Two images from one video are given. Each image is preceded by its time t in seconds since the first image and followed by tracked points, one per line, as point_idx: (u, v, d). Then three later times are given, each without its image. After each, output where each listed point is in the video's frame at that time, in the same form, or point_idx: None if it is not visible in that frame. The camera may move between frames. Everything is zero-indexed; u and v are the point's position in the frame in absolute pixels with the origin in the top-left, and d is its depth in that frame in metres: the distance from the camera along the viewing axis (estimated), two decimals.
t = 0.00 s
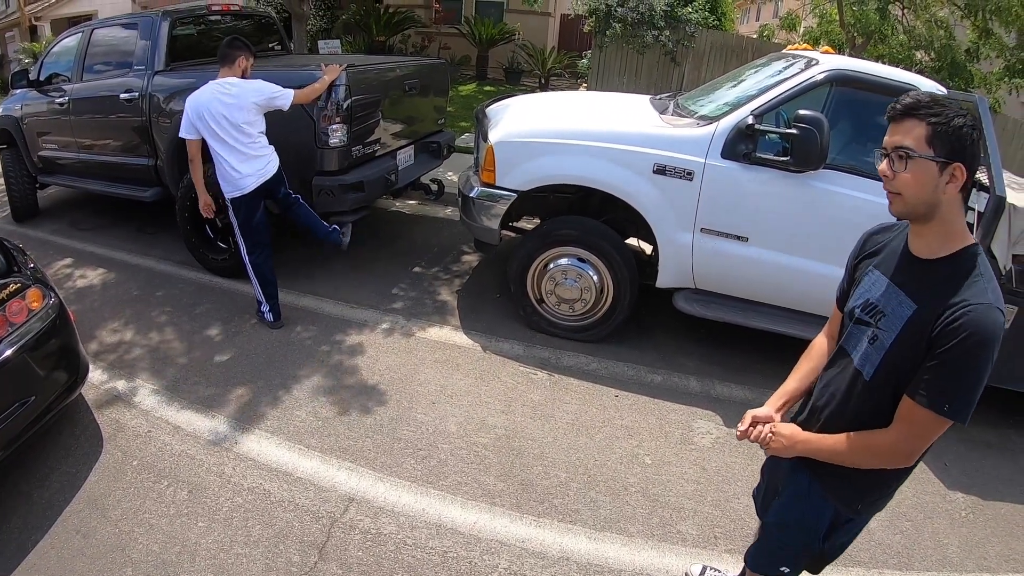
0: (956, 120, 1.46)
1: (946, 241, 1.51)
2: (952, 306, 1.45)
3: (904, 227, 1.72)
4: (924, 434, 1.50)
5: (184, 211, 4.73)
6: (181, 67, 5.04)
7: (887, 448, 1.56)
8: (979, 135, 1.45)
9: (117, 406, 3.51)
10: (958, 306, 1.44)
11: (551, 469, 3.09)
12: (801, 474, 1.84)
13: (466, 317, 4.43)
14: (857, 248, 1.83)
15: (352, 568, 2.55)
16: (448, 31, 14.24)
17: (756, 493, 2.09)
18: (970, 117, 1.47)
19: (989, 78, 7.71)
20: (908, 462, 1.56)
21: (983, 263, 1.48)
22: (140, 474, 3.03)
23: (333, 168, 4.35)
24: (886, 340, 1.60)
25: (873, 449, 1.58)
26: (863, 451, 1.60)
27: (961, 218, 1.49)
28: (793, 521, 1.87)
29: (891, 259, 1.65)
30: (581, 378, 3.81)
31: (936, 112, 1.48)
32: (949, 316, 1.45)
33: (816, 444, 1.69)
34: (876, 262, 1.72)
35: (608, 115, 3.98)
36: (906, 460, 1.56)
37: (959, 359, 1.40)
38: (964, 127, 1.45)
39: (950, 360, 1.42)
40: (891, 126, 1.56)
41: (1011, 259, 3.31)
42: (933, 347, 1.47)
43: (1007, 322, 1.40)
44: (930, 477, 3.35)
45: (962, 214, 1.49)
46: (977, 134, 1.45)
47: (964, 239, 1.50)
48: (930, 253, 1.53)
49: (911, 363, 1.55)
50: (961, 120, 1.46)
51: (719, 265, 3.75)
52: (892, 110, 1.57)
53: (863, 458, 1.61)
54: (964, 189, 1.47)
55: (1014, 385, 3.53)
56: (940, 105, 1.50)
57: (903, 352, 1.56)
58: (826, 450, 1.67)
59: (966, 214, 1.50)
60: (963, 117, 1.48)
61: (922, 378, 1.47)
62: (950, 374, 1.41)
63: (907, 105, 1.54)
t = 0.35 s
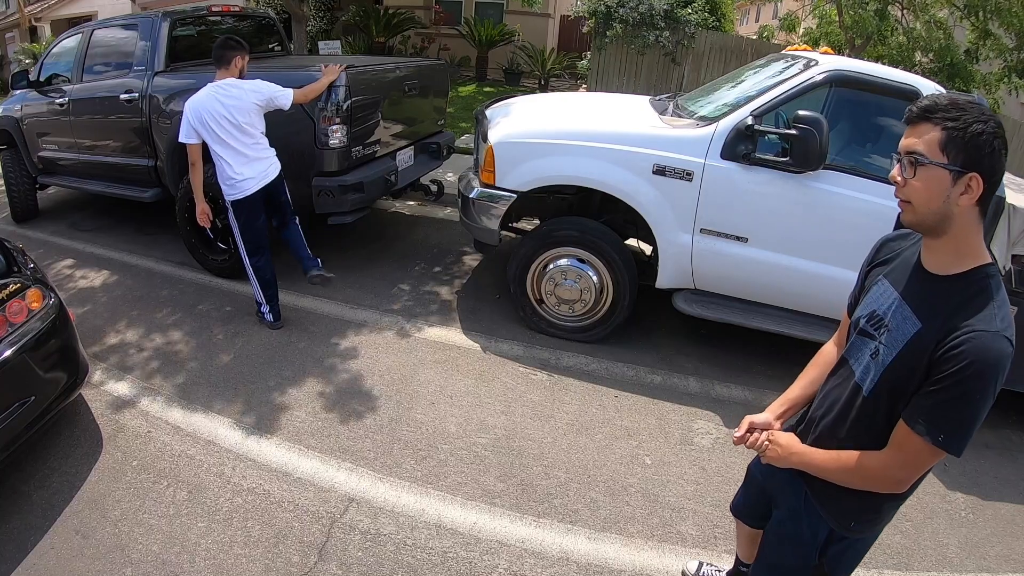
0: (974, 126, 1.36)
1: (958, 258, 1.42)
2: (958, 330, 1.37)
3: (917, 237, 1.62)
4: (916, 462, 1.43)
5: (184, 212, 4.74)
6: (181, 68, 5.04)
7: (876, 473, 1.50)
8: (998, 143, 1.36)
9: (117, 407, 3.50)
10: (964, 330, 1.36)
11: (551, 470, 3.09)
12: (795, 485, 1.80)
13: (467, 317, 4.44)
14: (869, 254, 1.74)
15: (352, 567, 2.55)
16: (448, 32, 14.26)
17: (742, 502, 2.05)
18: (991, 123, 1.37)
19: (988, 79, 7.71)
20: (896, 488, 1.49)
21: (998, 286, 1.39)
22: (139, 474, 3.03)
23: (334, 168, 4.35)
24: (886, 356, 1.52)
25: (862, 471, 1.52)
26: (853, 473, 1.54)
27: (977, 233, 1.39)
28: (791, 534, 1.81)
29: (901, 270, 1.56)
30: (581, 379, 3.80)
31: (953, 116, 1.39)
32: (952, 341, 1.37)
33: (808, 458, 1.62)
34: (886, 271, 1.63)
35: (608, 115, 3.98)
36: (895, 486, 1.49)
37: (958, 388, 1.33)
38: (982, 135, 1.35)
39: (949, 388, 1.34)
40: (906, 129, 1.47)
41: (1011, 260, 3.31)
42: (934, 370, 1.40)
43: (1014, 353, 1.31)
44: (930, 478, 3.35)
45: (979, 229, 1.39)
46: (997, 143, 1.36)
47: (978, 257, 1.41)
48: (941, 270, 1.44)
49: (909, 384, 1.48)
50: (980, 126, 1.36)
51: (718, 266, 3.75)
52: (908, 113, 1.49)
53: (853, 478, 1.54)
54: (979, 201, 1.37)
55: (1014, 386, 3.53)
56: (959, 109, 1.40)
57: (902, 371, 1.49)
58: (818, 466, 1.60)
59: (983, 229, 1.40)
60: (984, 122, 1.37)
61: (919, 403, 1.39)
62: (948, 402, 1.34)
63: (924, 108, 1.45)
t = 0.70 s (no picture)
0: (980, 126, 1.36)
1: (962, 260, 1.42)
2: (962, 336, 1.37)
3: (923, 239, 1.62)
4: (918, 470, 1.43)
5: (185, 210, 4.74)
6: (182, 66, 5.04)
7: (877, 480, 1.50)
8: (1006, 144, 1.35)
9: (118, 404, 3.51)
10: (968, 336, 1.36)
11: (551, 468, 3.10)
12: (792, 486, 1.81)
13: (467, 316, 4.44)
14: (872, 255, 1.74)
15: (352, 565, 2.56)
16: (449, 31, 14.27)
17: (748, 502, 2.07)
18: (998, 122, 1.37)
19: (991, 79, 7.68)
20: (897, 495, 1.49)
21: (1003, 291, 1.39)
22: (140, 471, 3.04)
23: (335, 167, 4.36)
24: (887, 359, 1.52)
25: (862, 479, 1.52)
26: (852, 481, 1.54)
27: (982, 235, 1.39)
28: (791, 534, 1.82)
29: (905, 272, 1.56)
30: (581, 377, 3.81)
31: (959, 115, 1.39)
32: (957, 346, 1.37)
33: (805, 466, 1.62)
34: (889, 272, 1.63)
35: (610, 114, 3.98)
36: (895, 494, 1.49)
37: (961, 395, 1.33)
38: (989, 135, 1.35)
39: (952, 395, 1.34)
40: (913, 128, 1.47)
41: (1011, 260, 3.31)
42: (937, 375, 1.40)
43: (1019, 361, 1.31)
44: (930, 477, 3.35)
45: (983, 230, 1.39)
46: (1005, 143, 1.35)
47: (982, 259, 1.40)
48: (946, 272, 1.44)
49: (911, 388, 1.48)
50: (987, 126, 1.36)
51: (719, 265, 3.75)
52: (915, 111, 1.49)
53: (851, 485, 1.55)
54: (984, 203, 1.37)
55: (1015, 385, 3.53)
56: (966, 108, 1.40)
57: (902, 375, 1.49)
58: (816, 473, 1.61)
59: (988, 230, 1.40)
60: (992, 122, 1.37)
61: (921, 410, 1.39)
62: (950, 409, 1.34)
63: (931, 106, 1.45)
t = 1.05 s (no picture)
0: (990, 122, 1.36)
1: (966, 255, 1.42)
2: (961, 327, 1.37)
3: (924, 234, 1.61)
4: (918, 462, 1.40)
5: (186, 208, 4.76)
6: (182, 64, 5.04)
7: (876, 474, 1.45)
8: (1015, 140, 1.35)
9: (118, 403, 3.51)
10: (967, 327, 1.36)
11: (551, 466, 3.10)
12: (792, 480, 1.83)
13: (467, 314, 4.44)
14: (871, 249, 1.74)
15: (352, 563, 2.56)
16: (449, 30, 14.27)
17: (746, 500, 2.07)
18: (1007, 119, 1.37)
19: (992, 78, 7.67)
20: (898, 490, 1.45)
21: (1005, 284, 1.39)
22: (141, 469, 3.04)
23: (335, 165, 4.35)
24: (887, 352, 1.52)
25: (861, 474, 1.46)
26: (850, 476, 1.48)
27: (987, 231, 1.39)
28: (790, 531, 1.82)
29: (905, 265, 1.56)
30: (580, 375, 3.81)
31: (970, 112, 1.39)
32: (956, 337, 1.37)
33: (797, 469, 1.53)
34: (888, 266, 1.63)
35: (611, 113, 3.98)
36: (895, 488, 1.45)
37: (960, 387, 1.32)
38: (1000, 131, 1.35)
39: (950, 387, 1.34)
40: (924, 123, 1.47)
41: (1011, 259, 3.31)
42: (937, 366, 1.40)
43: (1018, 352, 1.31)
44: (930, 476, 3.35)
45: (989, 227, 1.39)
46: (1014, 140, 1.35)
47: (985, 255, 1.41)
48: (949, 268, 1.44)
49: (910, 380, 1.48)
50: (998, 122, 1.36)
51: (719, 263, 3.76)
52: (924, 107, 1.49)
53: (850, 482, 1.48)
54: (993, 198, 1.37)
55: (1015, 384, 3.52)
56: (976, 104, 1.40)
57: (902, 368, 1.49)
58: (808, 475, 1.52)
59: (994, 226, 1.40)
60: (1001, 118, 1.37)
61: (919, 402, 1.38)
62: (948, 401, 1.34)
63: (943, 102, 1.44)
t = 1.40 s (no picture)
0: (986, 119, 1.35)
1: (959, 250, 1.42)
2: (962, 323, 1.37)
3: (917, 228, 1.61)
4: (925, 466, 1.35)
5: (185, 207, 4.77)
6: (181, 63, 5.04)
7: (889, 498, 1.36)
8: (1009, 138, 1.35)
9: (117, 402, 3.50)
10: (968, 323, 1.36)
11: (549, 464, 3.10)
12: (791, 477, 1.84)
13: (466, 313, 4.43)
14: (863, 243, 1.73)
15: (351, 561, 2.56)
16: (448, 28, 14.26)
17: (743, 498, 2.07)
18: (1002, 117, 1.37)
19: (991, 77, 7.67)
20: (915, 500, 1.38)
21: (1000, 279, 1.39)
22: (140, 469, 3.04)
23: (334, 163, 4.35)
24: (886, 347, 1.52)
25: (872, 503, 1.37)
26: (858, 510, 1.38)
27: (980, 227, 1.40)
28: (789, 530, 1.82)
29: (900, 260, 1.56)
30: (579, 374, 3.81)
31: (966, 108, 1.38)
32: (957, 333, 1.37)
33: (803, 533, 1.43)
34: (883, 261, 1.63)
35: (609, 111, 3.97)
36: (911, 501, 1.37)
37: (964, 384, 1.31)
38: (995, 129, 1.35)
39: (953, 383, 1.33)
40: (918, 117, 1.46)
41: (1010, 258, 3.30)
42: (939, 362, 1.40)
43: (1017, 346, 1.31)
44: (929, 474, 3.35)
45: (982, 222, 1.40)
46: (1008, 138, 1.35)
47: (978, 250, 1.41)
48: (943, 262, 1.44)
49: (909, 376, 1.48)
50: (993, 120, 1.35)
51: (718, 261, 3.76)
52: (919, 102, 1.47)
53: (866, 518, 1.38)
54: (985, 195, 1.37)
55: (1014, 383, 3.53)
56: (971, 101, 1.39)
57: (901, 363, 1.49)
58: (817, 532, 1.41)
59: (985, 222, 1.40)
60: (996, 116, 1.37)
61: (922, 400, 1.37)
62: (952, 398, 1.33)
63: (937, 96, 1.43)
